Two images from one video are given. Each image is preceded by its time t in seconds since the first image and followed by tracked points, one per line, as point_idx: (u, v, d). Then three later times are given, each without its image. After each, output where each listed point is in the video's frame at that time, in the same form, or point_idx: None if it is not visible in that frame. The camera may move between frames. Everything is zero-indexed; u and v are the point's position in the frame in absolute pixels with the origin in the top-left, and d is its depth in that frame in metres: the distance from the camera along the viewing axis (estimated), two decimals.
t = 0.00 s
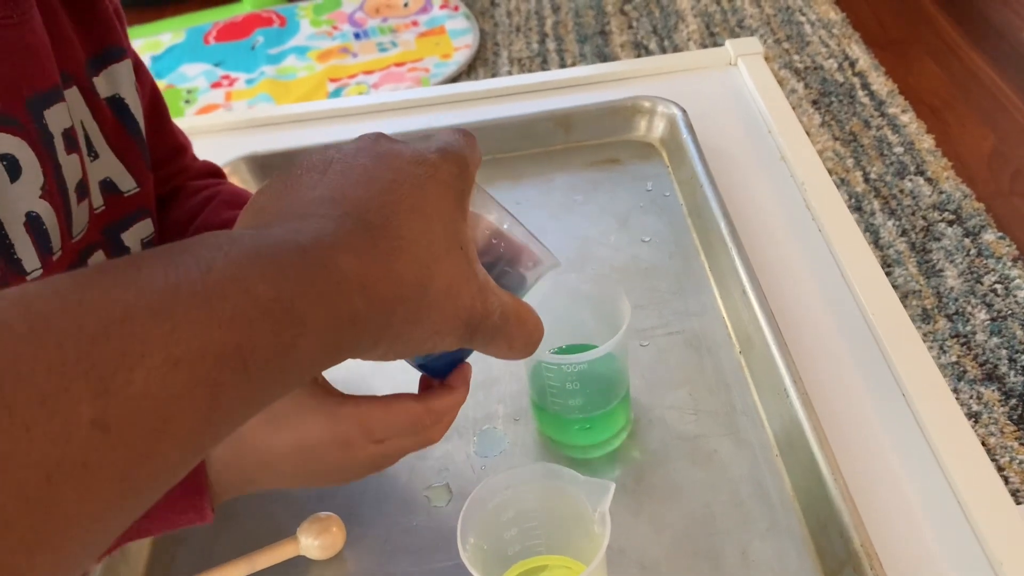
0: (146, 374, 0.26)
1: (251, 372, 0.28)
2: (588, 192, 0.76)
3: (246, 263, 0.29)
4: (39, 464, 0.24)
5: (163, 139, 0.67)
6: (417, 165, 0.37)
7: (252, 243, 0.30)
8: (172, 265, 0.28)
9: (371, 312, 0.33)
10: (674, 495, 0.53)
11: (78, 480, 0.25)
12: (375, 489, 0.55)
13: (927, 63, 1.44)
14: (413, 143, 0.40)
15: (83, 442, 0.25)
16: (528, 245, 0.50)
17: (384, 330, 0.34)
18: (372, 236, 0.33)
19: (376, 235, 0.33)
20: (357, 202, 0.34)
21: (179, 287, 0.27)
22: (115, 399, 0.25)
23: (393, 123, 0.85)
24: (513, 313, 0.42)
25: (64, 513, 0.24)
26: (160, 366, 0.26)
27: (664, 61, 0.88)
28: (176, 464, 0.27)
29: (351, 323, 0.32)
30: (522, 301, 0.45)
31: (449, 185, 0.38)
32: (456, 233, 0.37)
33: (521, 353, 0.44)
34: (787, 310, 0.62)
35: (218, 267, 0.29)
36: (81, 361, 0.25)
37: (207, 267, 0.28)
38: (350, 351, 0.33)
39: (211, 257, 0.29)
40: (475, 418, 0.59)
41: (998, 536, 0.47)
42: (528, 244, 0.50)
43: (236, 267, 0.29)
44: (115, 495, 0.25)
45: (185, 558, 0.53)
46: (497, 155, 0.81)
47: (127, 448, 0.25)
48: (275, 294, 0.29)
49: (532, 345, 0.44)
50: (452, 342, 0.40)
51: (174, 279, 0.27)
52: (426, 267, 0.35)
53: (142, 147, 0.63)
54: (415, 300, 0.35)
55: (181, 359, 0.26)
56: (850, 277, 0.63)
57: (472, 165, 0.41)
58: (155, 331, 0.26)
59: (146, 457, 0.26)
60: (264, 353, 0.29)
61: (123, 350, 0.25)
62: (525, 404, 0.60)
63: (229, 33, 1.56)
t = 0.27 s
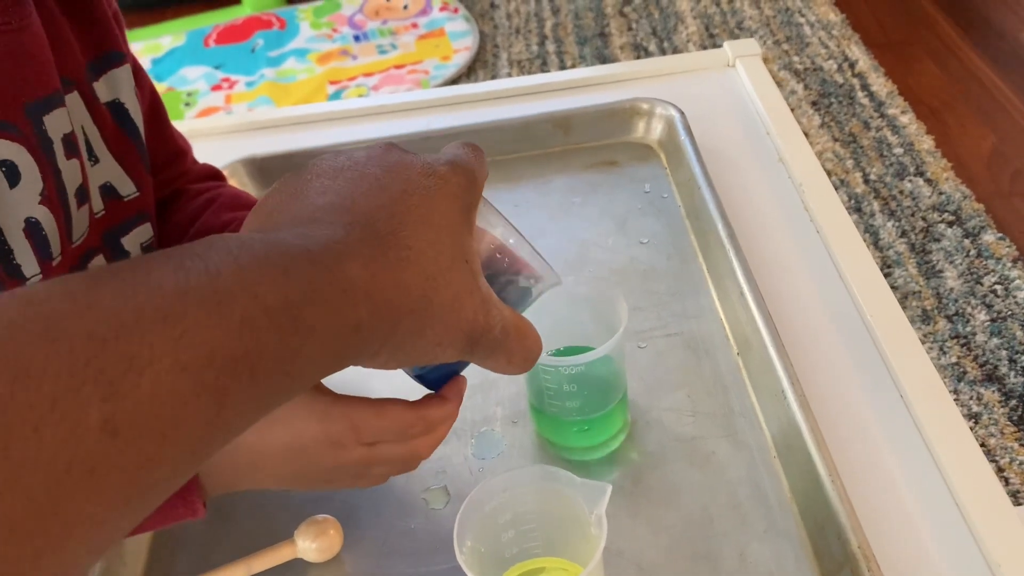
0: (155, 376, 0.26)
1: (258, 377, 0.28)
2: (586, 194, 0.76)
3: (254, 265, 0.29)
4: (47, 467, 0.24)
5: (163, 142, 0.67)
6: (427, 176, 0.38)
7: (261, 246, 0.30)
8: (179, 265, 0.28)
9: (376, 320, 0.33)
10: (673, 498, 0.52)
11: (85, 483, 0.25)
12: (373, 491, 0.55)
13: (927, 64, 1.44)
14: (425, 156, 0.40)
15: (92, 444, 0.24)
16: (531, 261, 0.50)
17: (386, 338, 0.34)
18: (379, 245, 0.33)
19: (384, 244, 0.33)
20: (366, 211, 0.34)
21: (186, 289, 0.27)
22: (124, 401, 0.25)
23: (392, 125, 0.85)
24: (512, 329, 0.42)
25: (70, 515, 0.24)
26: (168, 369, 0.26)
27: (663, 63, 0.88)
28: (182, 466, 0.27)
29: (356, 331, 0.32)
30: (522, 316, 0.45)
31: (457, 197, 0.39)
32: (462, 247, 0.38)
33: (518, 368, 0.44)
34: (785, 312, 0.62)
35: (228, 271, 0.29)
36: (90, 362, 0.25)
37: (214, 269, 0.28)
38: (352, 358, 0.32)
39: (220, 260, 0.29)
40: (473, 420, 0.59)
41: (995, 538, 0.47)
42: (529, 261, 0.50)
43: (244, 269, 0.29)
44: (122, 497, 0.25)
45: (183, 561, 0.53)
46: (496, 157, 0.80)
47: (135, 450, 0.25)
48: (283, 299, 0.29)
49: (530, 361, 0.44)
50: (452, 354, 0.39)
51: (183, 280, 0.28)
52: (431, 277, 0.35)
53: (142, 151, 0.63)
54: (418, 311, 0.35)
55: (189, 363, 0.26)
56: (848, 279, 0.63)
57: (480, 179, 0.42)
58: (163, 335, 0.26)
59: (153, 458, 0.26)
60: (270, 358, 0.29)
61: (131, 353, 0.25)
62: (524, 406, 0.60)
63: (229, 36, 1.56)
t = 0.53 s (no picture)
0: (161, 371, 0.26)
1: (264, 373, 0.29)
2: (586, 195, 0.76)
3: (261, 260, 0.29)
4: (53, 461, 0.24)
5: (164, 142, 0.68)
6: (434, 177, 0.38)
7: (266, 243, 0.30)
8: (185, 263, 0.28)
9: (381, 319, 0.33)
10: (673, 498, 0.52)
11: (92, 478, 0.25)
12: (373, 493, 0.55)
13: (926, 64, 1.44)
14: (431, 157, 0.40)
15: (99, 438, 0.25)
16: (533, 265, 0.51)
17: (390, 337, 0.34)
18: (384, 244, 0.33)
19: (389, 242, 0.33)
20: (372, 211, 0.34)
21: (193, 286, 0.27)
22: (130, 396, 0.25)
23: (391, 126, 0.85)
24: (514, 333, 0.42)
25: (80, 509, 0.24)
26: (173, 363, 0.26)
27: (663, 64, 0.88)
28: (189, 460, 0.27)
29: (360, 327, 0.32)
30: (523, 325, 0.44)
31: (463, 199, 0.38)
32: (466, 249, 0.37)
33: (519, 373, 0.43)
34: (785, 313, 0.62)
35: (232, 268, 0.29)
36: (97, 358, 0.25)
37: (218, 266, 0.28)
38: (357, 355, 0.32)
39: (226, 255, 0.29)
40: (473, 421, 0.59)
41: (995, 537, 0.47)
42: (530, 267, 0.52)
43: (252, 266, 0.29)
44: (129, 492, 0.26)
45: (183, 563, 0.53)
46: (496, 157, 0.80)
47: (142, 445, 0.25)
48: (288, 297, 0.29)
49: (531, 364, 0.44)
50: (456, 356, 0.39)
51: (189, 277, 0.28)
52: (436, 277, 0.35)
53: (141, 153, 0.64)
54: (422, 310, 0.34)
55: (195, 358, 0.27)
56: (847, 278, 0.63)
57: (485, 183, 0.41)
58: (169, 331, 0.26)
59: (160, 453, 0.26)
60: (276, 354, 0.29)
61: (136, 348, 0.26)
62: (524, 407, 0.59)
63: (229, 38, 1.56)
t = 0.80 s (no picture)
0: (133, 381, 0.26)
1: (239, 381, 0.28)
2: (584, 198, 0.76)
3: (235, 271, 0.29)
4: (24, 472, 0.24)
5: (161, 140, 0.68)
6: (407, 167, 0.38)
7: (239, 253, 0.30)
8: (155, 274, 0.28)
9: (359, 322, 0.33)
10: (671, 500, 0.53)
11: (62, 490, 0.24)
12: (372, 496, 0.55)
13: (926, 65, 1.45)
14: (406, 146, 0.40)
15: (69, 450, 0.24)
16: (523, 242, 0.50)
17: (373, 333, 0.34)
18: (359, 242, 0.33)
19: (363, 240, 0.33)
20: (348, 208, 0.34)
21: (165, 295, 0.27)
22: (101, 406, 0.25)
23: (390, 128, 0.85)
24: (505, 314, 0.42)
25: (48, 524, 0.24)
26: (146, 373, 0.26)
27: (662, 66, 0.88)
28: (160, 472, 0.27)
29: (339, 332, 0.32)
30: (517, 300, 0.44)
31: (439, 185, 0.38)
32: (448, 236, 0.37)
33: (514, 353, 0.44)
34: (782, 316, 0.62)
35: (203, 277, 0.29)
36: (67, 368, 0.25)
37: (193, 279, 0.28)
38: (340, 357, 0.33)
39: (197, 265, 0.29)
40: (472, 423, 0.59)
41: (994, 540, 0.47)
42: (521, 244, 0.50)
43: (222, 275, 0.29)
44: (98, 505, 0.25)
45: (181, 565, 0.53)
46: (495, 160, 0.81)
47: (113, 456, 0.25)
48: (262, 303, 0.29)
49: (526, 343, 0.44)
50: (444, 345, 0.39)
51: (159, 288, 0.28)
52: (414, 272, 0.35)
53: (137, 153, 0.63)
54: (403, 307, 0.35)
55: (167, 368, 0.26)
56: (846, 280, 0.63)
57: (465, 164, 0.42)
58: (141, 340, 0.26)
59: (132, 464, 0.26)
60: (252, 360, 0.29)
61: (109, 359, 0.25)
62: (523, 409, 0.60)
63: (229, 39, 1.56)
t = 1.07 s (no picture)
0: (124, 374, 0.26)
1: (234, 372, 0.28)
2: (588, 196, 0.76)
3: (227, 263, 0.29)
4: (16, 465, 0.24)
5: (160, 134, 0.68)
6: (398, 155, 0.37)
7: (230, 245, 0.30)
8: (148, 268, 0.28)
9: (355, 310, 0.33)
10: (676, 497, 0.53)
11: (55, 483, 0.25)
12: (377, 492, 0.55)
13: (928, 66, 1.45)
14: (395, 134, 0.40)
15: (60, 444, 0.25)
16: (518, 228, 0.50)
17: (371, 321, 0.34)
18: (350, 233, 0.33)
19: (356, 230, 0.33)
20: (341, 199, 0.34)
21: (155, 289, 0.27)
22: (92, 399, 0.25)
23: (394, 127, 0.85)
24: (504, 300, 0.42)
25: (41, 518, 0.24)
26: (137, 366, 0.26)
27: (666, 65, 0.88)
28: (157, 465, 0.27)
29: (334, 321, 0.32)
30: (514, 286, 0.44)
31: (432, 173, 0.38)
32: (441, 222, 0.37)
33: (516, 337, 0.43)
34: (786, 314, 0.62)
35: (195, 270, 0.29)
36: (57, 363, 0.25)
37: (184, 272, 0.28)
38: (339, 348, 0.33)
39: (188, 259, 0.29)
40: (477, 420, 0.59)
41: (1001, 537, 0.47)
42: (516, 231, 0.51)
43: (213, 270, 0.29)
44: (93, 498, 0.26)
45: (186, 562, 0.53)
46: (499, 159, 0.81)
47: (106, 449, 0.25)
48: (255, 294, 0.29)
49: (527, 328, 0.44)
50: (443, 333, 0.39)
51: (151, 281, 0.28)
52: (408, 259, 0.35)
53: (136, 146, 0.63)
54: (400, 296, 0.35)
55: (159, 360, 0.27)
56: (850, 278, 0.63)
57: (457, 150, 0.41)
58: (132, 333, 0.26)
59: (125, 457, 0.26)
60: (247, 352, 0.29)
61: (100, 352, 0.26)
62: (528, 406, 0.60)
63: (231, 39, 1.56)
